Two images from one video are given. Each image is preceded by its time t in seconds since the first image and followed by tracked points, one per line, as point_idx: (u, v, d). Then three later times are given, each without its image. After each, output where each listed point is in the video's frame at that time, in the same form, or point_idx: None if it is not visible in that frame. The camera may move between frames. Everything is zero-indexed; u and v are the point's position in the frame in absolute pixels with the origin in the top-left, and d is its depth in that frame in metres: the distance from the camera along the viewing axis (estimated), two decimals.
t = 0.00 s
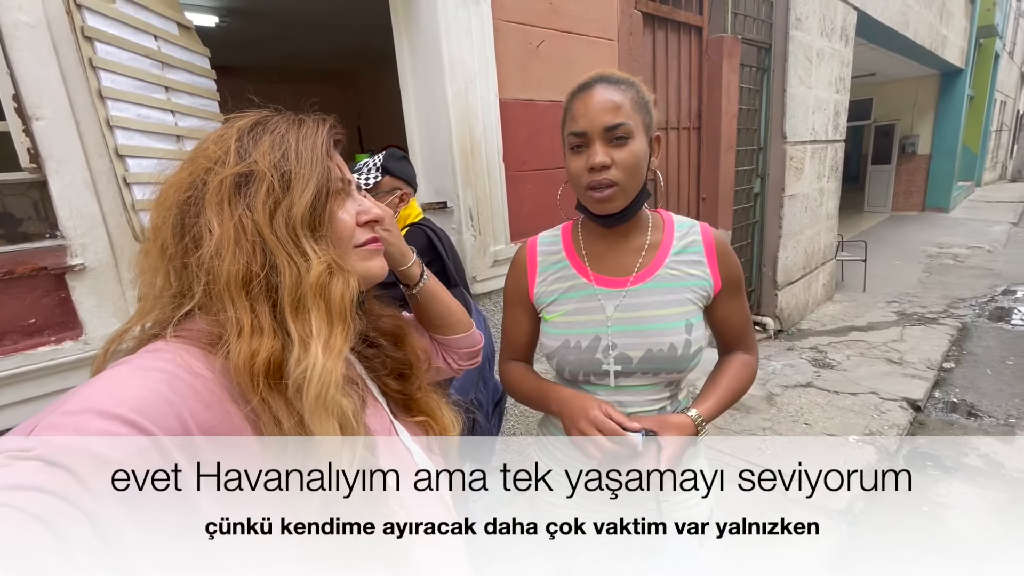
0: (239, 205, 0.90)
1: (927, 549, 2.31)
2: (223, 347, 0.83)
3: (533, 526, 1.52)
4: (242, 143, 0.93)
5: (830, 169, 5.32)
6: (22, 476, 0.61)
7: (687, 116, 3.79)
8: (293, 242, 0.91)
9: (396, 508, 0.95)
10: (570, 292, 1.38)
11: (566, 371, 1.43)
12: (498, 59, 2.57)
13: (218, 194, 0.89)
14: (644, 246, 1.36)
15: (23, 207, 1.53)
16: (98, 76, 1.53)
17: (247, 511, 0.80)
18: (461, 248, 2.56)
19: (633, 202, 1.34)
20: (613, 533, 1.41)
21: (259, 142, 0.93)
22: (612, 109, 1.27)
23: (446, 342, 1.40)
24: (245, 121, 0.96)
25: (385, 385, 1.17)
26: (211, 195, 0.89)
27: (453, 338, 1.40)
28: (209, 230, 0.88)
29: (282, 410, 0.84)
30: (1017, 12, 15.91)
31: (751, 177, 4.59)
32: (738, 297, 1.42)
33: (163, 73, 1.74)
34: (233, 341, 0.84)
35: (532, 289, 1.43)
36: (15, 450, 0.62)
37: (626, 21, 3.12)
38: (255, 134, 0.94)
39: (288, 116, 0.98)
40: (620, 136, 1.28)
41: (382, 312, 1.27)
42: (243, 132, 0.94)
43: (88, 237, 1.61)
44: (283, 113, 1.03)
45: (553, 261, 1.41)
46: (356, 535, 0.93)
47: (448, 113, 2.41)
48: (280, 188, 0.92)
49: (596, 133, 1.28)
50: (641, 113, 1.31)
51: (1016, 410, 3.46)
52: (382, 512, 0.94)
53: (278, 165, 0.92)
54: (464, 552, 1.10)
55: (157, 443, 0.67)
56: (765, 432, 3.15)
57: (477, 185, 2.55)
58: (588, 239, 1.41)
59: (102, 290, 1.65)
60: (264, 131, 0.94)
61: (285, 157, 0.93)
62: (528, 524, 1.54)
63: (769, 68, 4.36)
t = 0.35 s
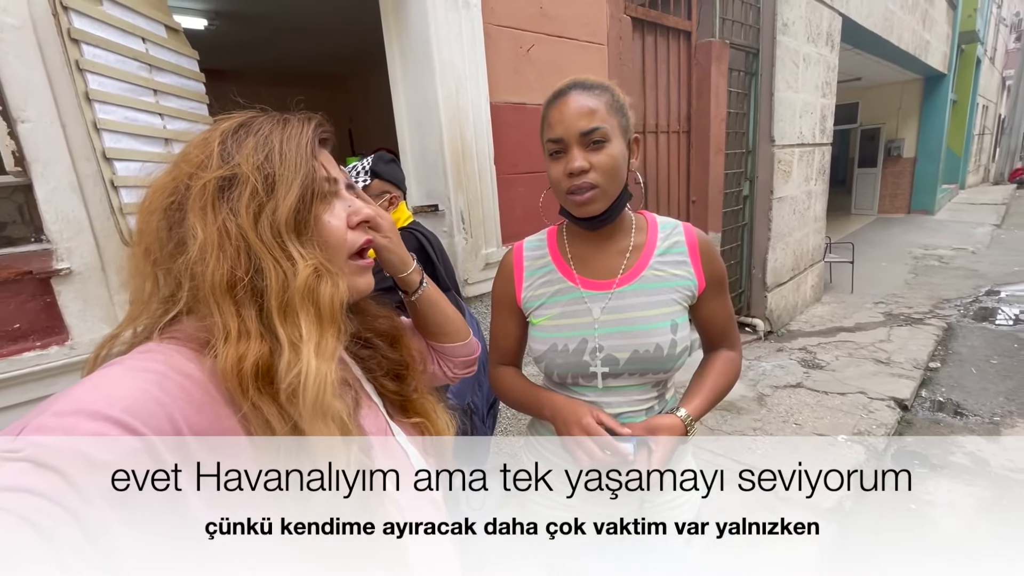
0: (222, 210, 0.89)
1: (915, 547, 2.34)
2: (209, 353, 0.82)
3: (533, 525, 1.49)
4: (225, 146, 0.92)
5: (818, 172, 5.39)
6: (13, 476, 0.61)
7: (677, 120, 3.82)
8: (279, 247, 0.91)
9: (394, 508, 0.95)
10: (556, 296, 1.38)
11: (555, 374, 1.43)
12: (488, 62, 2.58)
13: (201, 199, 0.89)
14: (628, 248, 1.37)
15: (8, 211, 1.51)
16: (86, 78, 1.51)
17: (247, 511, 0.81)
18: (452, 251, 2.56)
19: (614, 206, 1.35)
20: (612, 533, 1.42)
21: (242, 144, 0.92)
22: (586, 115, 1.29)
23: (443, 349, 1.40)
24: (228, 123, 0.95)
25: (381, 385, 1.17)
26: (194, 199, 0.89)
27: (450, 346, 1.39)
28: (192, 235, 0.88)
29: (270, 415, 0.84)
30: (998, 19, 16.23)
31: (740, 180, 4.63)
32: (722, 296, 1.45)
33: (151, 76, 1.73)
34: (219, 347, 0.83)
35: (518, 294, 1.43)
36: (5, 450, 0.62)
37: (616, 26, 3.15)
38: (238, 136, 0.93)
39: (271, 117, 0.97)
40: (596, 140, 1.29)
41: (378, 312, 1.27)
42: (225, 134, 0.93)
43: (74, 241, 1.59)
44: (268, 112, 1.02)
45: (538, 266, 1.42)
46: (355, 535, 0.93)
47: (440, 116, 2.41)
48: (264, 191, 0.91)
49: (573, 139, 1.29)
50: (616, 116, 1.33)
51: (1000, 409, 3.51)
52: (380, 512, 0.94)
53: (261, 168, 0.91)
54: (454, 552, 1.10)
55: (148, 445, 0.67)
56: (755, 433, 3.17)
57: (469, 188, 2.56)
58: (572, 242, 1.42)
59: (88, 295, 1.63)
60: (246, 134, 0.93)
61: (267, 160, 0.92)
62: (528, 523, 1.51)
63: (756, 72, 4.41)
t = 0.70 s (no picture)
0: (202, 217, 0.90)
1: (902, 544, 2.38)
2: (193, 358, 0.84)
3: (533, 525, 1.49)
4: (205, 152, 0.93)
5: (803, 177, 5.48)
6: (20, 470, 0.62)
7: (665, 125, 3.87)
8: (258, 251, 0.91)
9: (395, 510, 0.96)
10: (548, 300, 1.39)
11: (550, 378, 1.44)
12: (480, 67, 2.60)
13: (182, 208, 0.90)
14: (616, 250, 1.40)
15: None
16: (76, 81, 1.50)
17: (246, 512, 0.81)
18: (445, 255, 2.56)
19: (598, 206, 1.37)
20: (613, 533, 1.43)
21: (221, 149, 0.92)
22: (566, 116, 1.31)
23: (451, 371, 1.33)
24: (210, 128, 0.95)
25: (386, 388, 1.17)
26: (176, 208, 0.91)
27: (459, 368, 1.32)
28: (175, 243, 0.90)
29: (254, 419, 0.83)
30: (975, 29, 16.66)
31: (728, 185, 4.70)
32: (709, 295, 1.48)
33: (142, 79, 1.72)
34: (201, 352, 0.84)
35: (510, 300, 1.45)
36: (14, 444, 0.64)
37: (605, 32, 3.19)
38: (217, 141, 0.93)
39: (249, 119, 0.95)
40: (577, 141, 1.31)
41: (384, 314, 1.28)
42: (205, 140, 0.94)
43: (63, 245, 1.57)
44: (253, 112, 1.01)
45: (528, 272, 1.43)
46: (354, 535, 0.94)
47: (432, 120, 2.42)
48: (242, 196, 0.91)
49: (553, 141, 1.32)
50: (596, 118, 1.36)
51: (982, 408, 3.59)
52: (380, 512, 0.95)
53: (238, 172, 0.91)
54: (450, 553, 1.10)
55: (154, 442, 0.68)
56: (745, 434, 3.20)
57: (461, 192, 2.56)
58: (561, 246, 1.44)
59: (77, 299, 1.61)
60: (225, 138, 0.93)
61: (245, 164, 0.91)
62: (528, 523, 1.50)
63: (743, 79, 4.49)
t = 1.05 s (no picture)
0: (191, 221, 0.95)
1: (889, 541, 2.43)
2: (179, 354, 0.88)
3: (533, 526, 1.50)
4: (197, 159, 0.97)
5: (790, 183, 5.58)
6: (46, 458, 0.67)
7: (656, 131, 3.93)
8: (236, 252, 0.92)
9: (396, 510, 1.00)
10: (547, 302, 1.42)
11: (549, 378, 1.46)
12: (476, 73, 2.63)
13: (176, 213, 0.96)
14: (612, 251, 1.43)
15: None
16: (76, 82, 1.50)
17: (247, 512, 0.86)
18: (441, 258, 2.56)
19: (592, 206, 1.40)
20: (613, 533, 1.45)
21: (207, 155, 0.96)
22: (560, 120, 1.34)
23: (461, 385, 1.30)
24: (204, 136, 1.00)
25: (399, 394, 1.20)
26: (173, 213, 0.96)
27: (470, 382, 1.29)
28: (169, 246, 0.95)
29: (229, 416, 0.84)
30: (953, 41, 17.11)
31: (717, 191, 4.78)
32: (703, 295, 1.52)
33: (140, 81, 1.72)
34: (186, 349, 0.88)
35: (509, 302, 1.47)
36: (39, 433, 0.69)
37: (598, 39, 3.24)
38: (206, 148, 0.97)
39: (233, 123, 0.97)
40: (570, 143, 1.34)
41: (404, 318, 1.30)
42: (199, 148, 0.98)
43: (60, 247, 1.56)
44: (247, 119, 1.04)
45: (527, 273, 1.45)
46: (355, 535, 0.99)
47: (429, 124, 2.44)
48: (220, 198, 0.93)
49: (547, 143, 1.34)
50: (589, 121, 1.39)
51: (965, 408, 3.67)
52: (381, 513, 1.00)
53: (218, 174, 0.94)
54: (458, 553, 1.14)
55: (172, 433, 0.73)
56: (736, 435, 3.25)
57: (457, 196, 2.58)
58: (558, 247, 1.46)
59: (74, 300, 1.60)
60: (212, 144, 0.97)
61: (223, 167, 0.94)
62: (528, 523, 1.52)
63: (731, 86, 4.57)
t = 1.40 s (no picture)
0: (211, 220, 0.98)
1: (883, 541, 2.46)
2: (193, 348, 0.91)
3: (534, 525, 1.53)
4: (220, 160, 1.00)
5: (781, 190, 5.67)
6: (69, 454, 0.69)
7: (651, 137, 3.98)
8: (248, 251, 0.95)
9: (398, 509, 1.01)
10: (549, 304, 1.44)
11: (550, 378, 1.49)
12: (475, 79, 2.66)
13: (199, 211, 0.99)
14: (614, 255, 1.45)
15: None
16: (82, 84, 1.50)
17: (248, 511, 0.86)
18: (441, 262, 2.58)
19: (597, 211, 1.42)
20: (613, 533, 1.45)
21: (229, 157, 0.99)
22: (564, 128, 1.36)
23: (473, 390, 1.31)
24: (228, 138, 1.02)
25: (413, 395, 1.23)
26: (196, 212, 1.00)
27: (483, 388, 1.29)
28: (191, 243, 0.98)
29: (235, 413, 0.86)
30: (937, 51, 17.48)
31: (711, 197, 4.84)
32: (705, 299, 1.54)
33: (144, 84, 1.72)
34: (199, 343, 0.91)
35: (511, 302, 1.50)
36: (65, 429, 0.71)
37: (595, 47, 3.29)
38: (228, 150, 1.00)
39: (255, 127, 1.00)
40: (575, 151, 1.36)
41: (420, 320, 1.33)
42: (222, 149, 1.01)
43: (63, 249, 1.56)
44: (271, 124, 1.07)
45: (531, 275, 1.47)
46: (355, 535, 0.98)
47: (428, 129, 2.46)
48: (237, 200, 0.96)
49: (552, 152, 1.37)
50: (592, 128, 1.41)
51: (954, 411, 3.74)
52: (383, 512, 1.00)
53: (237, 176, 0.96)
54: (467, 550, 1.16)
55: (191, 430, 0.75)
56: (731, 437, 3.28)
57: (457, 200, 2.60)
58: (562, 251, 1.49)
59: (76, 303, 1.59)
60: (235, 146, 0.99)
61: (241, 169, 0.96)
62: (528, 523, 1.55)
63: (724, 93, 4.64)
